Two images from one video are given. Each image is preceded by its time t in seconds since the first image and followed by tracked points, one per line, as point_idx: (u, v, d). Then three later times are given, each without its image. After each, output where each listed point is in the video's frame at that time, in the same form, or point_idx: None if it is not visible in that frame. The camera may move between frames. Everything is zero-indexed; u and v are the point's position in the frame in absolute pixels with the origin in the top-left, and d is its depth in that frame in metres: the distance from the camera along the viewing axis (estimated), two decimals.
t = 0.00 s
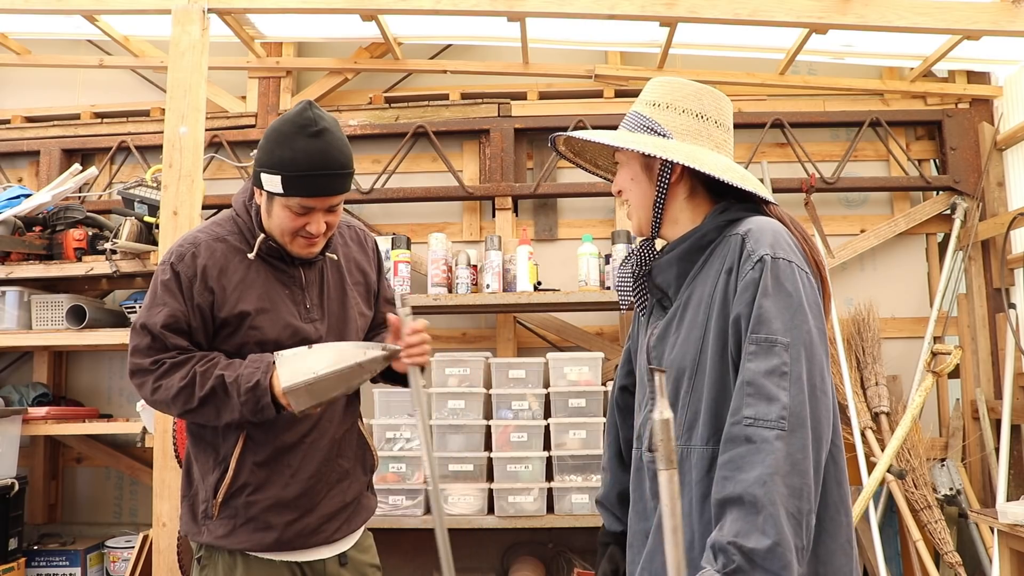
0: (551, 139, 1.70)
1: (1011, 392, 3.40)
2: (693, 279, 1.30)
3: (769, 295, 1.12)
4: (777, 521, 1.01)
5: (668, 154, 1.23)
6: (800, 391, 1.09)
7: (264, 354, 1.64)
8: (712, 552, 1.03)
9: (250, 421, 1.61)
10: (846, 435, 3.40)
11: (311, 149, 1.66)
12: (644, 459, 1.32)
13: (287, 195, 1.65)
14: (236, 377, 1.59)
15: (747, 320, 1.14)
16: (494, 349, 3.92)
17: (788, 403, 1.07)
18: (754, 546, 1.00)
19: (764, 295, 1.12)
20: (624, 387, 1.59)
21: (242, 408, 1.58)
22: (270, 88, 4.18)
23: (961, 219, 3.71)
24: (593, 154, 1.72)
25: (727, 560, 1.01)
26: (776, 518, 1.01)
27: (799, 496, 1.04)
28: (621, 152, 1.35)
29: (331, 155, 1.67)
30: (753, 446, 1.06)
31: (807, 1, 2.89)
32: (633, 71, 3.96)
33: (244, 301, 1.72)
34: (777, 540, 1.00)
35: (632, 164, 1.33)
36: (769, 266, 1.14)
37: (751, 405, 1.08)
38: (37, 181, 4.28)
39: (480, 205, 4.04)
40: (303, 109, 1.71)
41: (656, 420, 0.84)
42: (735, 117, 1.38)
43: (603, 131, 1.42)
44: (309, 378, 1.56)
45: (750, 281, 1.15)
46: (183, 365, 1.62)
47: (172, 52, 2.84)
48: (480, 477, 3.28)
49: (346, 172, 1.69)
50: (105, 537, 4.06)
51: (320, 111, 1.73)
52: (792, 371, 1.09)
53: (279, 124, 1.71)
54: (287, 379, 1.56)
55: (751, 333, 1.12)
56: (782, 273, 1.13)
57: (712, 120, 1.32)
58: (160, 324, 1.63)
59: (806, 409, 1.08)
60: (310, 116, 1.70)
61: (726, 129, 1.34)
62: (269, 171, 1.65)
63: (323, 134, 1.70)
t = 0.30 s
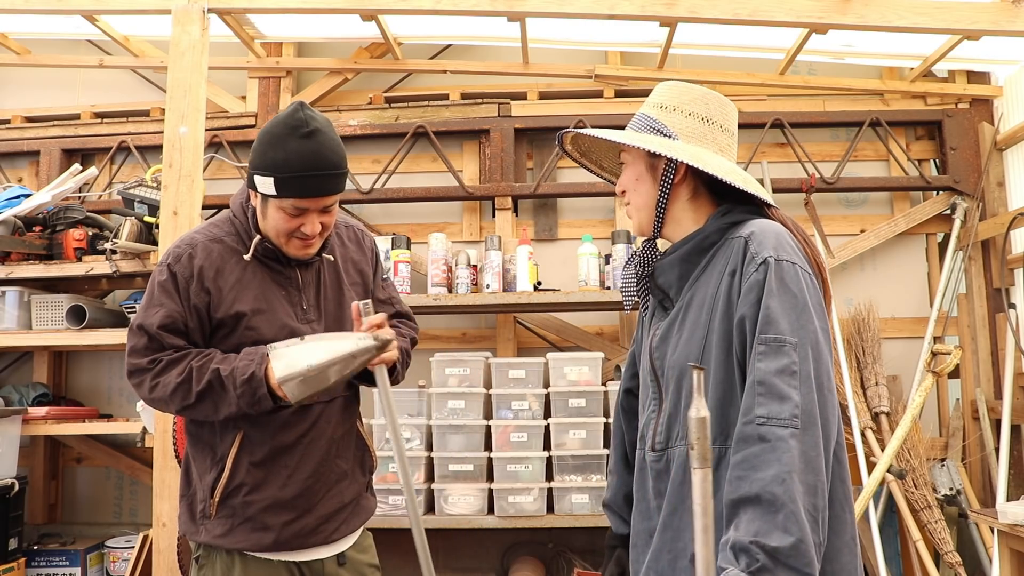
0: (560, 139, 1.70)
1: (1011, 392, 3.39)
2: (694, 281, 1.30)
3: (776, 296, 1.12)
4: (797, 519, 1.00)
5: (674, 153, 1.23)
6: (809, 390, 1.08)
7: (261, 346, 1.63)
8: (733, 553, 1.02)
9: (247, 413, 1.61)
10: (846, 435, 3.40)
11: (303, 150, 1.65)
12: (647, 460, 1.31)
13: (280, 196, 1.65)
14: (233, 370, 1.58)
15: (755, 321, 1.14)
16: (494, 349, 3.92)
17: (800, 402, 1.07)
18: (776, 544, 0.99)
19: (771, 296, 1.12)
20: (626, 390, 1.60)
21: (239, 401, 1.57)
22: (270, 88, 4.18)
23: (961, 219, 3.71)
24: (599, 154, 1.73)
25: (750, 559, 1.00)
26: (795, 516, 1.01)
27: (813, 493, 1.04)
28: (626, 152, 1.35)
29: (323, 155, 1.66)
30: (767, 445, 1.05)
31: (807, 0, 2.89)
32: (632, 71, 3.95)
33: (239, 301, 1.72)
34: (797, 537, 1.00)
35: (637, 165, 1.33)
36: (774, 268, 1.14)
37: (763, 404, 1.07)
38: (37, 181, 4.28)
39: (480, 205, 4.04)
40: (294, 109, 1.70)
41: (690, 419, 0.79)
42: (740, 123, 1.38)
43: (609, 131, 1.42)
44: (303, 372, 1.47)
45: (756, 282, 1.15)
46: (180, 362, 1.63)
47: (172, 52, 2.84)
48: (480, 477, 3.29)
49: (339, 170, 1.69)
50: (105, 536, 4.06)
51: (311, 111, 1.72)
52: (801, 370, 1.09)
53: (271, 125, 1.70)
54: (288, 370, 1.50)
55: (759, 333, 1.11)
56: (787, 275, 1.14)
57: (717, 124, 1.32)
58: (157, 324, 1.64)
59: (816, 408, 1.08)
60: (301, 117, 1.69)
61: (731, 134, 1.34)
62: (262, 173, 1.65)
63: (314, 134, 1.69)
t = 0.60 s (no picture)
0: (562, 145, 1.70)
1: (1011, 392, 3.39)
2: (694, 282, 1.30)
3: (776, 296, 1.12)
4: (796, 514, 1.00)
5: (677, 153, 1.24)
6: (809, 389, 1.08)
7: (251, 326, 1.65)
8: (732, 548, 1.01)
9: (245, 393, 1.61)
10: (846, 435, 3.40)
11: (288, 145, 1.65)
12: (646, 459, 1.31)
13: (267, 192, 1.64)
14: (226, 347, 1.60)
15: (756, 321, 1.14)
16: (494, 349, 3.92)
17: (800, 400, 1.07)
18: (775, 539, 0.99)
19: (772, 296, 1.12)
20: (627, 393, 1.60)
21: (234, 377, 1.58)
22: (270, 88, 4.19)
23: (961, 219, 3.71)
24: (598, 159, 1.73)
25: (749, 554, 1.00)
26: (795, 511, 1.00)
27: (811, 489, 1.04)
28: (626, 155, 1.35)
29: (307, 149, 1.66)
30: (768, 442, 1.05)
31: (807, 1, 2.89)
32: (632, 71, 3.96)
33: (234, 300, 1.73)
34: (796, 533, 0.99)
35: (638, 168, 1.33)
36: (775, 268, 1.14)
37: (763, 402, 1.07)
38: (37, 181, 4.28)
39: (480, 205, 4.04)
40: (277, 105, 1.71)
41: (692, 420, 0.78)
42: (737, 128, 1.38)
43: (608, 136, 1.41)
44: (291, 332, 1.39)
45: (756, 283, 1.15)
46: (176, 353, 1.64)
47: (172, 52, 2.84)
48: (480, 477, 3.29)
49: (325, 164, 1.68)
50: (105, 536, 4.06)
51: (296, 107, 1.72)
52: (801, 369, 1.09)
53: (256, 124, 1.71)
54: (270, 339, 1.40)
55: (760, 333, 1.11)
56: (788, 276, 1.14)
57: (717, 128, 1.32)
58: (154, 323, 1.65)
59: (816, 406, 1.08)
60: (284, 113, 1.69)
61: (729, 139, 1.34)
62: (250, 172, 1.65)
63: (298, 128, 1.69)
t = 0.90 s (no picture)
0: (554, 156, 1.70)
1: (1011, 392, 3.39)
2: (695, 283, 1.30)
3: (781, 296, 1.12)
4: (803, 506, 1.00)
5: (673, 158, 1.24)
6: (816, 385, 1.08)
7: (239, 322, 1.67)
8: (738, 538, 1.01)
9: (233, 388, 1.62)
10: (846, 435, 3.40)
11: (277, 144, 1.65)
12: (647, 460, 1.31)
13: (258, 190, 1.64)
14: (214, 342, 1.61)
15: (761, 320, 1.14)
16: (494, 349, 3.92)
17: (807, 396, 1.07)
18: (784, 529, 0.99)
19: (777, 295, 1.12)
20: (625, 395, 1.60)
21: (220, 372, 1.59)
22: (270, 88, 4.20)
23: (961, 219, 3.71)
24: (590, 172, 1.74)
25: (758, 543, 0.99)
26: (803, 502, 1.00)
27: (820, 482, 1.03)
28: (622, 160, 1.35)
29: (298, 148, 1.66)
30: (776, 438, 1.05)
31: (807, 1, 2.89)
32: (633, 71, 3.96)
33: (227, 299, 1.73)
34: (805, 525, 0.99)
35: (636, 172, 1.33)
36: (780, 268, 1.14)
37: (771, 398, 1.07)
38: (37, 181, 4.28)
39: (480, 205, 4.04)
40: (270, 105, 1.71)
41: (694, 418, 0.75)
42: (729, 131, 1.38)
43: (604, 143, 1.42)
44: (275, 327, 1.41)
45: (762, 283, 1.15)
46: (169, 350, 1.65)
47: (172, 52, 2.84)
48: (480, 477, 3.29)
49: (317, 162, 1.67)
50: (105, 536, 4.06)
51: (289, 106, 1.72)
52: (807, 366, 1.09)
53: (249, 124, 1.72)
54: (253, 330, 1.43)
55: (766, 331, 1.11)
56: (792, 275, 1.14)
57: (710, 132, 1.32)
58: (148, 322, 1.67)
59: (822, 403, 1.08)
60: (276, 112, 1.69)
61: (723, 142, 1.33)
62: (242, 171, 1.65)
63: (290, 127, 1.69)
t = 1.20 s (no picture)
0: (551, 165, 1.70)
1: (1011, 392, 3.39)
2: (694, 282, 1.30)
3: (782, 294, 1.12)
4: (815, 501, 0.99)
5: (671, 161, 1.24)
6: (818, 382, 1.09)
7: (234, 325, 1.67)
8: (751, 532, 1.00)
9: (221, 393, 1.62)
10: (846, 435, 3.40)
11: (276, 150, 1.65)
12: (647, 460, 1.31)
13: (254, 195, 1.64)
14: (206, 344, 1.62)
15: (762, 319, 1.14)
16: (495, 349, 3.92)
17: (811, 393, 1.07)
18: (797, 524, 0.98)
19: (777, 293, 1.12)
20: (625, 397, 1.60)
21: (209, 375, 1.60)
22: (270, 88, 4.20)
23: (961, 219, 3.71)
24: (586, 179, 1.75)
25: (771, 539, 0.98)
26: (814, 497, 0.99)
27: (826, 478, 1.03)
28: (621, 166, 1.36)
29: (296, 154, 1.66)
30: (782, 434, 1.04)
31: (807, 0, 2.89)
32: (632, 71, 3.96)
33: (222, 301, 1.73)
34: (817, 519, 0.98)
35: (636, 177, 1.34)
36: (781, 267, 1.14)
37: (775, 395, 1.07)
38: (37, 181, 4.28)
39: (480, 205, 4.04)
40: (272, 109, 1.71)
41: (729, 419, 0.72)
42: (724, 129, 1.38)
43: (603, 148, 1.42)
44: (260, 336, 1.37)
45: (762, 282, 1.15)
46: (163, 350, 1.67)
47: (172, 52, 2.84)
48: (481, 477, 3.29)
49: (316, 170, 1.67)
50: (105, 536, 4.06)
51: (292, 112, 1.72)
52: (809, 363, 1.09)
53: (250, 128, 1.72)
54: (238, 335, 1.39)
55: (767, 329, 1.11)
56: (792, 274, 1.14)
57: (707, 134, 1.32)
58: (144, 322, 1.68)
59: (825, 400, 1.08)
60: (277, 117, 1.69)
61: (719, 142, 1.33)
62: (240, 175, 1.66)
63: (290, 133, 1.69)
